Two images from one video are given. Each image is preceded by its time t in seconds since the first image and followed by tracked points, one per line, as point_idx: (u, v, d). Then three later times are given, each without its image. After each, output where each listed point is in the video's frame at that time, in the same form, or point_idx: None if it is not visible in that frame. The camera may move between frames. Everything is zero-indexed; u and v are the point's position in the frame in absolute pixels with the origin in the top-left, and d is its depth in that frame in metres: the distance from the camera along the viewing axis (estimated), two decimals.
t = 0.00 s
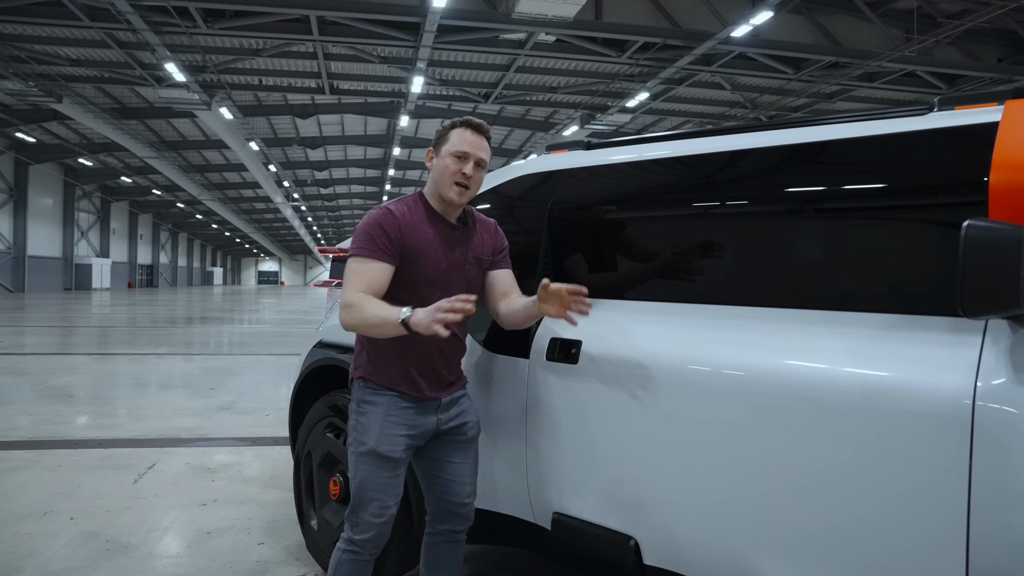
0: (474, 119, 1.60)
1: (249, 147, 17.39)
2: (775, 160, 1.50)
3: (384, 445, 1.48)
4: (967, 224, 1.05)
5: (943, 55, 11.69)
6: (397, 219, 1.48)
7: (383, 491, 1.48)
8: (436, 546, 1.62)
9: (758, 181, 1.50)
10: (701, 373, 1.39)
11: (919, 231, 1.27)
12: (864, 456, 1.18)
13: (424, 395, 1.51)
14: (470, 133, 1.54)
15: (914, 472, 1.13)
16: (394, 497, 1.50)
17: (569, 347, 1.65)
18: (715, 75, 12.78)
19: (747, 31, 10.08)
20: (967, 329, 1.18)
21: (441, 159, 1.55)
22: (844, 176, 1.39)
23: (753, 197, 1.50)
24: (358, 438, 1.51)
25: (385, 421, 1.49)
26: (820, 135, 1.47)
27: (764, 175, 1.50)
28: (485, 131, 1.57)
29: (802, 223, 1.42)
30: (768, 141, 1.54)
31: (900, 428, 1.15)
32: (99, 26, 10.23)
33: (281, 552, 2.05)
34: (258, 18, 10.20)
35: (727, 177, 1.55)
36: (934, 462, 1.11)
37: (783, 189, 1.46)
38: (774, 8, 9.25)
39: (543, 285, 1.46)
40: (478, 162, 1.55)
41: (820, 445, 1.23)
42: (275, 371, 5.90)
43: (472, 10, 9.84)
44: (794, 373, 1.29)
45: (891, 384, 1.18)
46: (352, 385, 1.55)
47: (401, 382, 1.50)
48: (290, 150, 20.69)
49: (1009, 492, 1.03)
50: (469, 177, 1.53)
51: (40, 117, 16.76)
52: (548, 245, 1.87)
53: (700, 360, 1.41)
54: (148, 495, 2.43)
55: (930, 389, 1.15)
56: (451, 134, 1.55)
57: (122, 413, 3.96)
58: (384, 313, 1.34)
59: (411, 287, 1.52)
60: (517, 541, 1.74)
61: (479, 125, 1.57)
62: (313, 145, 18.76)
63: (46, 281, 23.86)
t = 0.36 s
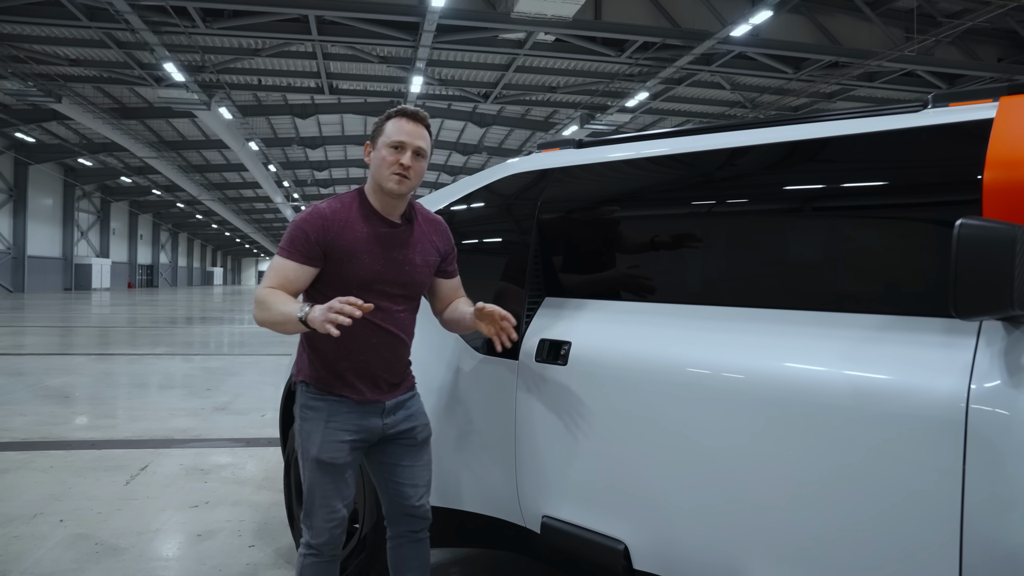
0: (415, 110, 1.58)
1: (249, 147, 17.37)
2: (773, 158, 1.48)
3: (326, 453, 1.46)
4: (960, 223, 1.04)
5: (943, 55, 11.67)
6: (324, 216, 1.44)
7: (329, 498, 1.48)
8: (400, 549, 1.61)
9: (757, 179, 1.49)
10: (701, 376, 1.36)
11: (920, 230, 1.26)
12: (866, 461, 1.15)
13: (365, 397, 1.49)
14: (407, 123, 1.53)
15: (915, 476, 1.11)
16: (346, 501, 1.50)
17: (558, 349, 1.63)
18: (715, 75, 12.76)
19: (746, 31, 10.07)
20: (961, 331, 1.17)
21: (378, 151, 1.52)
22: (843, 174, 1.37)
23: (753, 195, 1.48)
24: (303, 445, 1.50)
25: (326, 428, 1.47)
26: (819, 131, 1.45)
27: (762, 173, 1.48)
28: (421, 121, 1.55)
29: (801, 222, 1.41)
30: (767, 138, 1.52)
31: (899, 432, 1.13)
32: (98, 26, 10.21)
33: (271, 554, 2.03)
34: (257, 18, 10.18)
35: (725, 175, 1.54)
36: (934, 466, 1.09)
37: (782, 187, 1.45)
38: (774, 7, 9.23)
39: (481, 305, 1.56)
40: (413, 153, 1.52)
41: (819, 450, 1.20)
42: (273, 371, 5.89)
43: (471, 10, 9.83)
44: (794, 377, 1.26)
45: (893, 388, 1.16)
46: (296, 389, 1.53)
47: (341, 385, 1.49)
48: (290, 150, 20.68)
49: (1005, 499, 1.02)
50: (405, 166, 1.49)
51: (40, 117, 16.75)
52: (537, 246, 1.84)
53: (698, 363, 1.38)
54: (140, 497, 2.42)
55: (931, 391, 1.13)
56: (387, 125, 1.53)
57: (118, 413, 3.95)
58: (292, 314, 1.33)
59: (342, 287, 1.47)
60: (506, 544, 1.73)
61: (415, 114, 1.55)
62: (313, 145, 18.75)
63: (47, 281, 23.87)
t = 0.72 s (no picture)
0: (373, 104, 1.53)
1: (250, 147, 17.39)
2: (775, 156, 1.47)
3: (285, 455, 1.45)
4: (958, 223, 1.03)
5: (945, 54, 11.63)
6: (278, 221, 1.42)
7: (291, 500, 1.47)
8: (369, 547, 1.60)
9: (757, 178, 1.48)
10: (703, 380, 1.34)
11: (921, 230, 1.25)
12: (868, 466, 1.14)
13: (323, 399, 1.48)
14: (363, 122, 1.48)
15: (913, 481, 1.10)
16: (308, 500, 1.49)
17: (551, 351, 1.62)
18: (716, 75, 12.74)
19: (747, 30, 10.05)
20: (959, 334, 1.16)
21: (333, 150, 1.49)
22: (845, 172, 1.36)
23: (755, 194, 1.47)
24: (262, 450, 1.48)
25: (283, 430, 1.45)
26: (819, 128, 1.44)
27: (763, 172, 1.47)
28: (379, 118, 1.51)
29: (802, 222, 1.39)
30: (767, 136, 1.51)
31: (897, 436, 1.12)
32: (100, 26, 10.21)
33: (265, 556, 2.03)
34: (257, 18, 10.18)
35: (726, 174, 1.53)
36: (931, 470, 1.08)
37: (783, 186, 1.44)
38: (775, 6, 9.21)
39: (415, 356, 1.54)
40: (369, 156, 1.48)
41: (818, 455, 1.19)
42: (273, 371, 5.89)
43: (471, 9, 9.82)
44: (796, 381, 1.24)
45: (896, 392, 1.15)
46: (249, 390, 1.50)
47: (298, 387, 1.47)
48: (291, 150, 20.70)
49: (1005, 504, 1.01)
50: (360, 171, 1.46)
51: (42, 118, 16.78)
52: (531, 245, 1.82)
53: (700, 367, 1.36)
54: (136, 497, 2.41)
55: (932, 394, 1.11)
56: (342, 122, 1.49)
57: (117, 413, 3.95)
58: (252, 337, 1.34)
59: (298, 291, 1.46)
60: (500, 548, 1.72)
61: (373, 112, 1.50)
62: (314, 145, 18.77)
63: (49, 281, 23.91)
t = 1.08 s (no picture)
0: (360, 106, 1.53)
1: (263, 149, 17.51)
2: (787, 155, 1.45)
3: (274, 460, 1.45)
4: (971, 222, 1.00)
5: (962, 53, 11.50)
6: (265, 223, 1.42)
7: (282, 504, 1.47)
8: (364, 548, 1.61)
9: (768, 177, 1.46)
10: (715, 384, 1.32)
11: (933, 229, 1.23)
12: (872, 467, 1.12)
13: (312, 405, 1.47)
14: (350, 123, 1.48)
15: (916, 483, 1.08)
16: (300, 504, 1.49)
17: (557, 352, 1.61)
18: (728, 75, 12.66)
19: (759, 30, 9.98)
20: (971, 336, 1.14)
21: (320, 153, 1.49)
22: (859, 171, 1.34)
23: (766, 194, 1.45)
24: (252, 455, 1.48)
25: (272, 436, 1.45)
26: (831, 126, 1.42)
27: (775, 171, 1.45)
28: (367, 119, 1.51)
29: (814, 222, 1.37)
30: (780, 134, 1.49)
31: (903, 440, 1.10)
32: (113, 30, 10.32)
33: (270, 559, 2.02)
34: (269, 21, 10.25)
35: (737, 173, 1.50)
36: (934, 472, 1.07)
37: (795, 185, 1.42)
38: (787, 6, 9.15)
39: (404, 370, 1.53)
40: (357, 157, 1.48)
41: (821, 457, 1.17)
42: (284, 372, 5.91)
43: (482, 11, 9.82)
44: (809, 386, 1.22)
45: (912, 398, 1.12)
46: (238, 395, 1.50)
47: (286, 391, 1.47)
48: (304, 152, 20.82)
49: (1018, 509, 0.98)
50: (347, 172, 1.46)
51: (58, 121, 17.00)
52: (538, 247, 1.81)
53: (711, 370, 1.34)
54: (145, 499, 2.42)
55: (941, 400, 1.09)
56: (329, 123, 1.49)
57: (129, 414, 3.98)
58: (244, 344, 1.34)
59: (286, 295, 1.46)
60: (506, 552, 1.71)
61: (360, 113, 1.51)
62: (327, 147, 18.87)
63: (65, 282, 24.21)
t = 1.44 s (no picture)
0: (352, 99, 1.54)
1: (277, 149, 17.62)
2: (805, 151, 1.41)
3: (275, 463, 1.44)
4: (992, 220, 0.97)
5: (983, 49, 11.30)
6: (263, 221, 1.42)
7: (285, 507, 1.46)
8: (369, 552, 1.60)
9: (784, 174, 1.43)
10: (732, 386, 1.29)
11: (953, 227, 1.19)
12: (876, 466, 1.10)
13: (315, 404, 1.47)
14: (342, 115, 1.48)
15: (918, 483, 1.06)
16: (302, 507, 1.48)
17: (566, 353, 1.59)
18: (744, 74, 12.54)
19: (775, 27, 9.89)
20: (993, 338, 1.11)
21: (313, 147, 1.48)
22: (877, 167, 1.30)
23: (783, 191, 1.42)
24: (254, 458, 1.48)
25: (273, 438, 1.44)
26: (850, 122, 1.38)
27: (792, 168, 1.42)
28: (360, 111, 1.51)
29: (831, 221, 1.34)
30: (797, 130, 1.45)
31: (910, 440, 1.08)
32: (130, 32, 10.43)
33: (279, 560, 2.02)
34: (284, 21, 10.30)
35: (753, 170, 1.47)
36: (940, 471, 1.05)
37: (812, 182, 1.38)
38: (804, 3, 9.06)
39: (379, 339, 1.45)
40: (350, 148, 1.48)
41: (825, 455, 1.15)
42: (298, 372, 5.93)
43: (496, 10, 9.80)
44: (823, 388, 1.19)
45: (928, 399, 1.09)
46: (240, 397, 1.49)
47: (287, 393, 1.46)
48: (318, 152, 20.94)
49: None
50: (341, 162, 1.46)
51: (77, 122, 17.23)
52: (549, 247, 1.78)
53: (728, 372, 1.30)
54: (156, 498, 2.43)
55: (956, 401, 1.06)
56: (321, 117, 1.49)
57: (144, 413, 4.01)
58: (256, 338, 1.32)
59: (287, 290, 1.45)
60: (516, 555, 1.69)
61: (351, 105, 1.51)
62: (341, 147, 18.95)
63: (84, 281, 24.52)
